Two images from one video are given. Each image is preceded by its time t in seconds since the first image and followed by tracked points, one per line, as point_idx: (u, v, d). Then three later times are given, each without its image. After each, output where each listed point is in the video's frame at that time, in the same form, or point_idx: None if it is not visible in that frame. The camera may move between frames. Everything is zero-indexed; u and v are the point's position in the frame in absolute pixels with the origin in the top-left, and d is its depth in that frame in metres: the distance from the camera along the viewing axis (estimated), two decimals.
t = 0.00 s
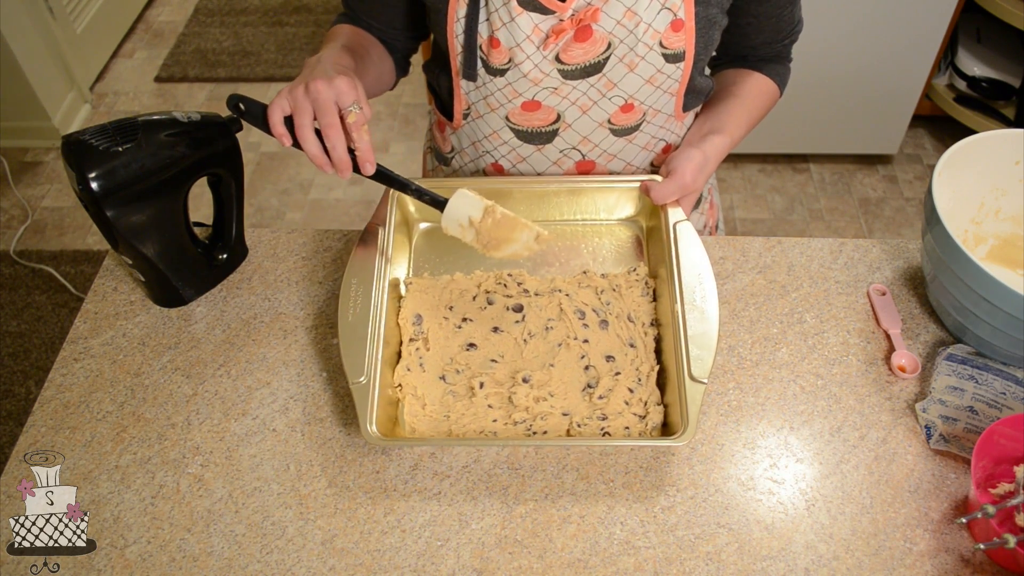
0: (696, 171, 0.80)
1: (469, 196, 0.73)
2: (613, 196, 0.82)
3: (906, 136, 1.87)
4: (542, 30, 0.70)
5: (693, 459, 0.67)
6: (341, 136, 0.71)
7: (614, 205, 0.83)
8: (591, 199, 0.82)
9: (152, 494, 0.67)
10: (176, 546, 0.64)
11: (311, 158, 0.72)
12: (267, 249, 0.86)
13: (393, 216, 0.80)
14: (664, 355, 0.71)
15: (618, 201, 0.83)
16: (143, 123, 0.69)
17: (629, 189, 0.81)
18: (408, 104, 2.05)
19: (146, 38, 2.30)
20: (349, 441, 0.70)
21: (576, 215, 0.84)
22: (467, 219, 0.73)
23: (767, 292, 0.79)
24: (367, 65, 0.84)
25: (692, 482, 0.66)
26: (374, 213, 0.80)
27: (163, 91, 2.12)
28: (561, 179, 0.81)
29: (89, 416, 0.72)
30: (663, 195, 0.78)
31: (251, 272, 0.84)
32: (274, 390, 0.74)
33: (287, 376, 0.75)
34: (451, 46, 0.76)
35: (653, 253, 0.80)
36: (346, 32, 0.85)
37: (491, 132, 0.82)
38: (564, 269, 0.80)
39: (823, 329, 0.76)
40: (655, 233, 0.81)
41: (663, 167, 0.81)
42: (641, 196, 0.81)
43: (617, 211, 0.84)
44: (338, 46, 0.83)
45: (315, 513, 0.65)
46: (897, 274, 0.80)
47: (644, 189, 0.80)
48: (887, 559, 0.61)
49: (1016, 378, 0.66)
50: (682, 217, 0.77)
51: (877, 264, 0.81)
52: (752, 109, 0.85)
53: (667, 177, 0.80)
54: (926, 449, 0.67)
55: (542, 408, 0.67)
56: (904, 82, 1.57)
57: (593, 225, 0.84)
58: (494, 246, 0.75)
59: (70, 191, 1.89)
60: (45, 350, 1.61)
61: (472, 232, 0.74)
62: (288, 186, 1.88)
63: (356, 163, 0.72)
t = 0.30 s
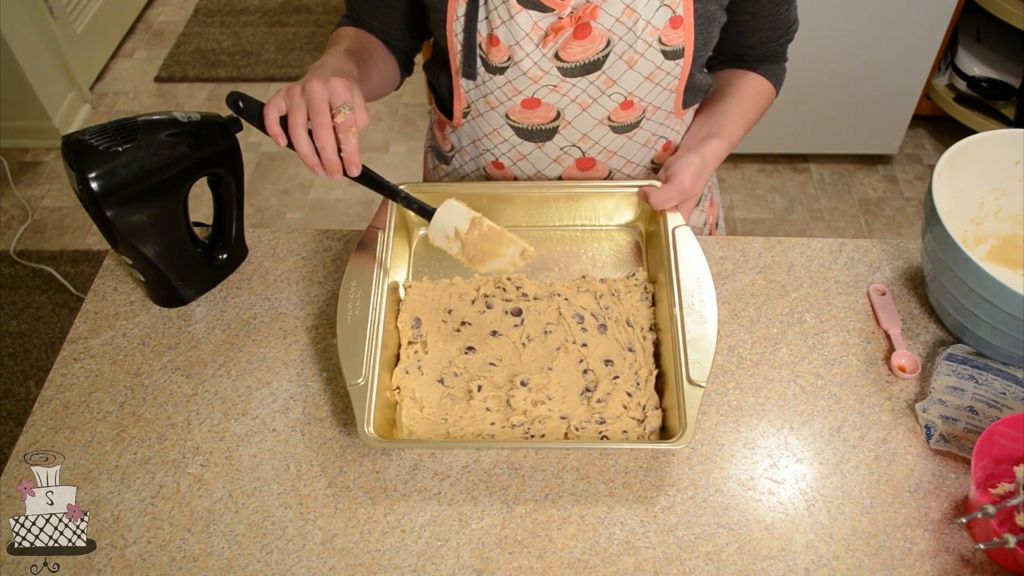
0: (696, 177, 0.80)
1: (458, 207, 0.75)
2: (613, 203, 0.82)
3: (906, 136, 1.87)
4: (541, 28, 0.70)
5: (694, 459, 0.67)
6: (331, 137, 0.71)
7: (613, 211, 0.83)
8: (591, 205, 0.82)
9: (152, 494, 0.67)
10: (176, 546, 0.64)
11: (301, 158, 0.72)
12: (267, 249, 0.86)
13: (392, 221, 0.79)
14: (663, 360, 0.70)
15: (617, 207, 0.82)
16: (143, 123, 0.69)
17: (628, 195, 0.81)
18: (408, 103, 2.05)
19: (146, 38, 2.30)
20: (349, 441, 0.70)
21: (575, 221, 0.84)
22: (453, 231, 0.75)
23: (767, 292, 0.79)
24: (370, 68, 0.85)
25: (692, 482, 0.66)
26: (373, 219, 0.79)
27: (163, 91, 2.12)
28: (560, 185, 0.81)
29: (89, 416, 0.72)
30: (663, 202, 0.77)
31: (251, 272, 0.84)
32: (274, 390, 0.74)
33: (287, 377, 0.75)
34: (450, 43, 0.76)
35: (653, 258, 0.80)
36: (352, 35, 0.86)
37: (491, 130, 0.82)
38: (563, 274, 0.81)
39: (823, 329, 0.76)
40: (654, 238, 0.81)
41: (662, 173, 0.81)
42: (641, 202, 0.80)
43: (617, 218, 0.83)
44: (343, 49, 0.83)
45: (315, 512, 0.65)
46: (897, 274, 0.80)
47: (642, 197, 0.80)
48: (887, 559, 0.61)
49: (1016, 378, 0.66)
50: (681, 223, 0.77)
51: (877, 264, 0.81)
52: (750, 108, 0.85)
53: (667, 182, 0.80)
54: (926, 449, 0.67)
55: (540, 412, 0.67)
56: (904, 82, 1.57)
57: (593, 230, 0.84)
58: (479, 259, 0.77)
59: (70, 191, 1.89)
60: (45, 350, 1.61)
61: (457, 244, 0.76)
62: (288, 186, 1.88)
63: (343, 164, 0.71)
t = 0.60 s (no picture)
0: (697, 170, 0.80)
1: (442, 208, 0.72)
2: (613, 196, 0.82)
3: (906, 136, 1.87)
4: (539, 26, 0.70)
5: (694, 459, 0.67)
6: (320, 131, 0.71)
7: (614, 204, 0.83)
8: (591, 197, 0.82)
9: (152, 494, 0.67)
10: (176, 546, 0.64)
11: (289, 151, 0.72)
12: (267, 249, 0.86)
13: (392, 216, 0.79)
14: (664, 357, 0.70)
15: (618, 201, 0.82)
16: (143, 123, 0.69)
17: (629, 188, 0.81)
18: (408, 103, 2.05)
19: (146, 38, 2.30)
20: (349, 441, 0.70)
21: (576, 214, 0.84)
22: (436, 233, 0.72)
23: (767, 292, 0.79)
24: (371, 71, 0.85)
25: (692, 482, 0.66)
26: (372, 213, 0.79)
27: (163, 91, 2.12)
28: (560, 177, 0.81)
29: (89, 416, 0.72)
30: (663, 196, 0.77)
31: (251, 272, 0.84)
32: (274, 390, 0.74)
33: (287, 377, 0.75)
34: (449, 43, 0.76)
35: (654, 252, 0.80)
36: (353, 35, 0.86)
37: (490, 130, 0.82)
38: (564, 269, 0.81)
39: (823, 329, 0.76)
40: (654, 232, 0.81)
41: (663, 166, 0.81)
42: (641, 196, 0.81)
43: (617, 210, 0.83)
44: (343, 49, 0.83)
45: (315, 512, 0.65)
46: (897, 274, 0.80)
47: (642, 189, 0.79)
48: (887, 559, 0.61)
49: (1016, 378, 0.66)
50: (682, 219, 0.76)
51: (877, 264, 0.81)
52: (752, 105, 0.85)
53: (668, 175, 0.80)
54: (926, 449, 0.67)
55: (541, 410, 0.67)
56: (904, 81, 1.57)
57: (593, 224, 0.84)
58: (460, 264, 0.75)
59: (69, 191, 1.89)
60: (45, 349, 1.61)
61: (439, 246, 0.73)
62: (288, 186, 1.88)
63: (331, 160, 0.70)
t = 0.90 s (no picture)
0: (704, 158, 0.78)
1: (425, 186, 0.70)
2: (620, 185, 0.81)
3: (906, 136, 1.87)
4: (541, 26, 0.70)
5: (694, 459, 0.67)
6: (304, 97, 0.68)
7: (620, 193, 0.82)
8: (596, 188, 0.82)
9: (152, 494, 0.67)
10: (176, 546, 0.64)
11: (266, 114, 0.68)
12: (267, 249, 0.86)
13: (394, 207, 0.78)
14: (670, 353, 0.71)
15: (626, 188, 0.81)
16: (143, 123, 0.69)
17: (636, 178, 0.80)
18: (408, 103, 2.05)
19: (146, 38, 2.30)
20: (349, 441, 0.70)
21: (581, 204, 0.83)
22: (416, 210, 0.70)
23: (767, 292, 0.79)
24: (362, 60, 0.84)
25: (692, 482, 0.66)
26: (375, 205, 0.78)
27: (163, 91, 2.12)
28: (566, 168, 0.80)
29: (89, 416, 0.72)
30: (670, 184, 0.76)
31: (251, 272, 0.84)
32: (274, 390, 0.74)
33: (287, 376, 0.75)
34: (450, 42, 0.76)
35: (660, 244, 0.79)
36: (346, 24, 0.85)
37: (491, 129, 0.82)
38: (568, 261, 0.81)
39: (823, 329, 0.76)
40: (661, 222, 0.81)
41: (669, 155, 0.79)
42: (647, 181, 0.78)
43: (623, 199, 0.83)
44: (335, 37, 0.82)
45: (315, 513, 0.65)
46: (897, 274, 0.80)
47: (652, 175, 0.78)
48: (887, 559, 0.61)
49: (1016, 378, 0.66)
50: (689, 210, 0.76)
51: (877, 264, 0.81)
52: (757, 104, 0.84)
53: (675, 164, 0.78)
54: (926, 449, 0.67)
55: (547, 407, 0.67)
56: (904, 82, 1.57)
57: (598, 215, 0.84)
58: (436, 246, 0.72)
59: (69, 191, 1.89)
60: (46, 349, 1.61)
61: (418, 227, 0.71)
62: (288, 186, 1.88)
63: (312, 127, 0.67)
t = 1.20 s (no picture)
0: (702, 162, 0.78)
1: (428, 176, 0.69)
2: (619, 190, 0.82)
3: (906, 136, 1.87)
4: (543, 25, 0.71)
5: (694, 459, 0.67)
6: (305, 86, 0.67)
7: (619, 198, 0.83)
8: (597, 193, 0.82)
9: (152, 494, 0.67)
10: (176, 547, 0.64)
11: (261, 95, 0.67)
12: (267, 249, 0.86)
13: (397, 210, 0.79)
14: (670, 352, 0.71)
15: (624, 194, 0.82)
16: (143, 123, 0.69)
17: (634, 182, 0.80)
18: (408, 103, 2.05)
19: (146, 38, 2.30)
20: (349, 441, 0.70)
21: (581, 209, 0.83)
22: (421, 200, 0.69)
23: (767, 292, 0.79)
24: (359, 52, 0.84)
25: (692, 483, 0.66)
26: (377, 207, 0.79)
27: (163, 91, 2.12)
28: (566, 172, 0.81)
29: (89, 416, 0.72)
30: (668, 189, 0.77)
31: (251, 272, 0.84)
32: (274, 390, 0.74)
33: (287, 376, 0.75)
34: (452, 41, 0.76)
35: (660, 247, 0.79)
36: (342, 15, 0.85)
37: (493, 128, 0.82)
38: (568, 263, 0.80)
39: (823, 329, 0.76)
40: (660, 226, 0.81)
41: (667, 158, 0.80)
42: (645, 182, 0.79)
43: (623, 204, 0.83)
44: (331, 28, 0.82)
45: (315, 513, 0.65)
46: (897, 274, 0.80)
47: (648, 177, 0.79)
48: (887, 559, 0.61)
49: (1016, 378, 0.66)
50: (688, 212, 0.76)
51: (877, 264, 0.81)
52: (755, 105, 0.84)
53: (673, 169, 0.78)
54: (926, 449, 0.67)
55: (548, 406, 0.67)
56: (904, 82, 1.57)
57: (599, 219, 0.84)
58: (441, 233, 0.72)
59: (69, 191, 1.89)
60: (46, 349, 1.61)
61: (423, 215, 0.70)
62: (288, 186, 1.89)
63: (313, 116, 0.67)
